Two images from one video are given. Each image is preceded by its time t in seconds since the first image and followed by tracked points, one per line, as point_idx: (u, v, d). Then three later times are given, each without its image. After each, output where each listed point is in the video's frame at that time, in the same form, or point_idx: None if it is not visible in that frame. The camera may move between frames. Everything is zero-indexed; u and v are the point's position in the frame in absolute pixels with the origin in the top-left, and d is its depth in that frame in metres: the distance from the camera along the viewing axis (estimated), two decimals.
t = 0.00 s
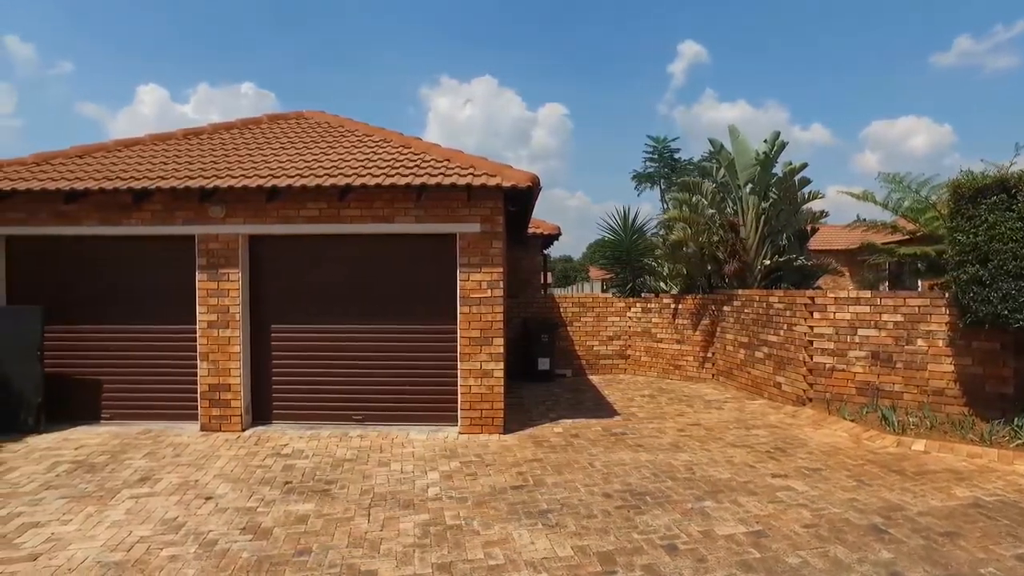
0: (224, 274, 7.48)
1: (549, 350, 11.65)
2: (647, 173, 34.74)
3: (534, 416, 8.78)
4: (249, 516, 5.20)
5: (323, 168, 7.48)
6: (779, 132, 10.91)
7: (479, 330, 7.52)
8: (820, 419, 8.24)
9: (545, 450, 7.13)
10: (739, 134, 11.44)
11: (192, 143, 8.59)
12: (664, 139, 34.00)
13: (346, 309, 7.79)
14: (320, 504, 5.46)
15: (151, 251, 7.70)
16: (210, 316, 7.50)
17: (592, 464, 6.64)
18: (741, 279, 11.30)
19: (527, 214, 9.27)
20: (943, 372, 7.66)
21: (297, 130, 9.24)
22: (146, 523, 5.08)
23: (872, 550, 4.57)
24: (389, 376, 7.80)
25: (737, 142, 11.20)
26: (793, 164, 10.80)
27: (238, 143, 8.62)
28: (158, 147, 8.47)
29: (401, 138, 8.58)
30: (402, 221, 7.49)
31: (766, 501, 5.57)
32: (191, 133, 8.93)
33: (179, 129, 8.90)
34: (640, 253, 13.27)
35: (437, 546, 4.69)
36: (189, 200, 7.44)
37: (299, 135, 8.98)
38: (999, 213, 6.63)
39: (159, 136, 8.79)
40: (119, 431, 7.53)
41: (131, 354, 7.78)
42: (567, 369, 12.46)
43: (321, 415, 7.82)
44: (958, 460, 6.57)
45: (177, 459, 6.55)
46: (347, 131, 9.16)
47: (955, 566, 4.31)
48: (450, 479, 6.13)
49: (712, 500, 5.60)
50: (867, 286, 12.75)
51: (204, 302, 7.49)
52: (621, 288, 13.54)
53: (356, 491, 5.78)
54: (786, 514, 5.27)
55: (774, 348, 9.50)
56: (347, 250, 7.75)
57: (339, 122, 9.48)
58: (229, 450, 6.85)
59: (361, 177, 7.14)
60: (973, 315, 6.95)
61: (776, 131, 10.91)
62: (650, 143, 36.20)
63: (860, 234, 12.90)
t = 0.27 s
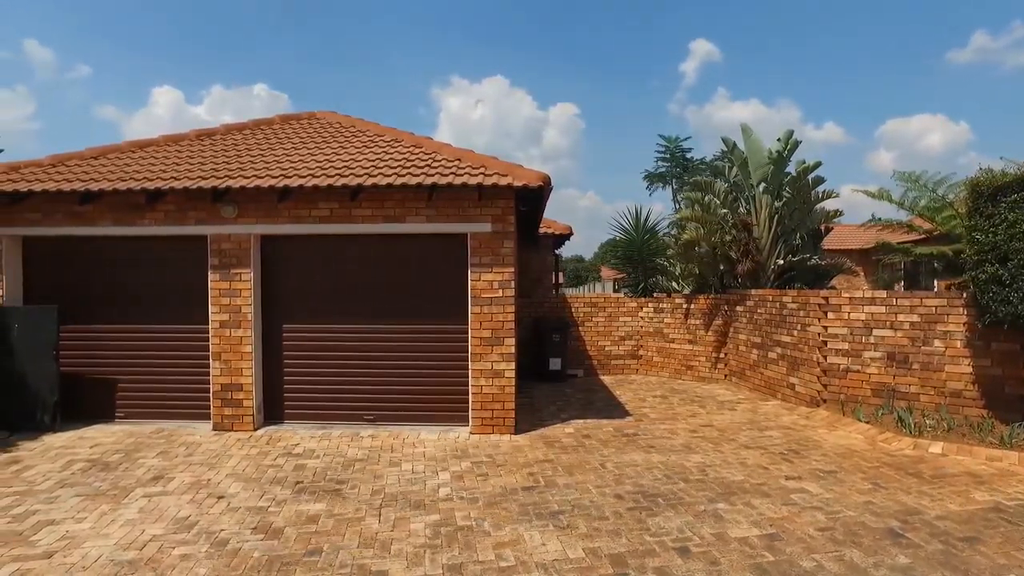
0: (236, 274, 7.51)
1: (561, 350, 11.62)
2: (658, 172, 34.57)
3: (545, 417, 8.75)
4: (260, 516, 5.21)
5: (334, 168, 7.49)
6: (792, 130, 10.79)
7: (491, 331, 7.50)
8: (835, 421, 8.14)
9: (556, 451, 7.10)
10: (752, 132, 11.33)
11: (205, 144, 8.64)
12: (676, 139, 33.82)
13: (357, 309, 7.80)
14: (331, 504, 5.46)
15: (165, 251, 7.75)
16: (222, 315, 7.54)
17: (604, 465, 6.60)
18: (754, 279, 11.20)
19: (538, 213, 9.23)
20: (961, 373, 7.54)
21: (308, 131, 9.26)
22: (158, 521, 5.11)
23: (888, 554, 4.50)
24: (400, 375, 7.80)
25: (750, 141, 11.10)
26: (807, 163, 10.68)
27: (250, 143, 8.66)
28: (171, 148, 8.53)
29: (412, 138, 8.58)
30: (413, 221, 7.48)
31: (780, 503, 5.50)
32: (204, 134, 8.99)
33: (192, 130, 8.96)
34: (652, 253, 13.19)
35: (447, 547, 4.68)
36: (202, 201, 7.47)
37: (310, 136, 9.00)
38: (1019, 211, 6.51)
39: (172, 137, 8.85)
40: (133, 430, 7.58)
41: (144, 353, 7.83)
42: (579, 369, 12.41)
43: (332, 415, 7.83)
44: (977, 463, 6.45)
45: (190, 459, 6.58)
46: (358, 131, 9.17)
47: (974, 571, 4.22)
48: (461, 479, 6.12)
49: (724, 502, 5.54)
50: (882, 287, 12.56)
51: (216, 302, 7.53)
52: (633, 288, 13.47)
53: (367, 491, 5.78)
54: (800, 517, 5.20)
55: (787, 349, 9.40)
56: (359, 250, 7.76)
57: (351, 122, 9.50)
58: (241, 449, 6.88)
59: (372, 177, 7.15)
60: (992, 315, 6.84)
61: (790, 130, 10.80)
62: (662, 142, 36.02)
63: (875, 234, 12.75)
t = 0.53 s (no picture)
0: (248, 274, 7.55)
1: (573, 350, 11.58)
2: (671, 172, 34.39)
3: (557, 417, 8.72)
4: (271, 515, 5.23)
5: (346, 169, 7.51)
6: (806, 129, 10.67)
7: (502, 331, 7.48)
8: (849, 423, 8.04)
9: (568, 451, 7.07)
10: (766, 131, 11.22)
11: (218, 145, 8.69)
12: (689, 138, 33.62)
13: (368, 309, 7.82)
14: (342, 504, 5.47)
15: (178, 251, 7.81)
16: (235, 315, 7.58)
17: (615, 466, 6.56)
18: (768, 279, 11.10)
19: (550, 213, 9.20)
20: (979, 375, 7.42)
21: (320, 131, 9.29)
22: (171, 520, 5.14)
23: (905, 559, 4.43)
24: (412, 375, 7.80)
25: (763, 140, 10.99)
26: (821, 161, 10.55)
27: (262, 144, 8.70)
28: (185, 149, 8.59)
29: (423, 138, 8.58)
30: (424, 221, 7.48)
31: (794, 506, 5.44)
32: (217, 135, 9.05)
33: (205, 131, 9.02)
34: (664, 252, 13.11)
35: (457, 548, 4.67)
36: (215, 201, 7.52)
37: (322, 136, 9.03)
38: None
39: (186, 138, 8.91)
40: (147, 429, 7.65)
41: (158, 352, 7.90)
42: (591, 369, 12.36)
43: (344, 414, 7.85)
44: (996, 466, 6.34)
45: (203, 458, 6.63)
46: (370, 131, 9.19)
47: None
48: (472, 480, 6.11)
49: (737, 504, 5.48)
50: (899, 288, 12.34)
51: (228, 302, 7.57)
52: (646, 289, 13.40)
53: (377, 491, 5.78)
54: (814, 520, 5.13)
55: (801, 349, 9.30)
56: (370, 250, 7.78)
57: (362, 122, 9.52)
58: (253, 449, 6.91)
59: (383, 177, 7.15)
60: (1013, 316, 6.75)
61: (804, 128, 10.68)
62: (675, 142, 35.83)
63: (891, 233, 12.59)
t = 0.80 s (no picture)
0: (262, 274, 7.60)
1: (585, 351, 11.55)
2: (684, 171, 34.21)
3: (569, 418, 8.69)
4: (283, 515, 5.26)
5: (358, 169, 7.54)
6: (821, 127, 10.56)
7: (514, 331, 7.47)
8: (864, 425, 7.94)
9: (580, 452, 7.04)
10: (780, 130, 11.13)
11: (232, 146, 8.76)
12: (702, 138, 33.40)
13: (381, 309, 7.84)
14: (354, 504, 5.48)
15: (193, 251, 7.88)
16: (248, 316, 7.63)
17: (627, 467, 6.53)
18: (781, 279, 11.01)
19: (562, 213, 9.18)
20: (998, 376, 7.30)
21: (332, 132, 9.34)
22: (185, 519, 5.19)
23: (921, 564, 4.36)
24: (425, 376, 7.82)
25: (777, 139, 10.89)
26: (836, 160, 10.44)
27: (275, 145, 8.76)
28: (199, 150, 8.67)
29: (435, 138, 8.60)
30: (436, 221, 7.49)
31: (807, 508, 5.38)
32: (231, 136, 9.12)
33: (219, 133, 9.10)
34: (677, 252, 13.04)
35: (469, 549, 4.67)
36: (228, 202, 7.58)
37: (334, 137, 9.08)
38: None
39: (200, 139, 9.00)
40: (162, 428, 7.72)
41: (173, 352, 7.97)
42: (603, 369, 12.32)
43: (356, 414, 7.89)
44: (1015, 470, 6.23)
45: (216, 457, 6.68)
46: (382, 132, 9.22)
47: None
48: (484, 481, 6.10)
49: (750, 506, 5.43)
50: (915, 289, 12.13)
51: (242, 302, 7.63)
52: (658, 289, 13.33)
53: (389, 491, 5.79)
54: (828, 523, 5.07)
55: (815, 350, 9.20)
56: (382, 251, 7.80)
57: (374, 123, 9.56)
58: (266, 449, 6.96)
59: (395, 178, 7.18)
60: None
61: (818, 127, 10.57)
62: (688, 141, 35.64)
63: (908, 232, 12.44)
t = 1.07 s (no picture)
0: (278, 274, 7.66)
1: (601, 351, 11.50)
2: (700, 170, 33.96)
3: (585, 418, 8.66)
4: (299, 513, 5.30)
5: (373, 169, 7.58)
6: (839, 126, 10.42)
7: (529, 331, 7.46)
8: (884, 426, 7.82)
9: (595, 453, 7.02)
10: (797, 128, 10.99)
11: (249, 148, 8.85)
12: (719, 136, 33.12)
13: (396, 309, 7.87)
14: (369, 503, 5.51)
15: (211, 252, 7.97)
16: (265, 315, 7.70)
17: (643, 468, 6.49)
18: (799, 279, 10.89)
19: (577, 213, 9.16)
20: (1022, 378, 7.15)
21: (348, 133, 9.39)
22: (203, 516, 5.25)
23: (942, 569, 4.28)
24: (441, 376, 7.84)
25: (794, 137, 10.77)
26: (855, 159, 10.30)
27: (292, 146, 8.83)
28: (217, 151, 8.77)
29: (450, 138, 8.61)
30: (452, 221, 7.51)
31: (825, 511, 5.30)
32: (248, 137, 9.21)
33: (236, 134, 9.19)
34: (693, 252, 12.95)
35: (483, 549, 4.67)
36: (245, 203, 7.66)
37: (350, 138, 9.14)
38: None
39: (218, 141, 9.10)
40: (181, 426, 7.82)
41: (192, 351, 8.07)
42: (619, 369, 12.26)
43: (372, 414, 7.93)
44: None
45: (234, 455, 6.75)
46: (397, 132, 9.26)
47: None
48: (498, 481, 6.10)
49: (766, 508, 5.37)
50: (937, 289, 11.85)
51: (259, 302, 7.70)
52: (675, 288, 13.24)
53: (404, 490, 5.81)
54: (847, 526, 5.00)
55: (833, 351, 9.08)
56: (398, 251, 7.83)
57: (390, 123, 9.60)
58: (282, 447, 7.02)
59: (410, 178, 7.20)
60: None
61: (836, 125, 10.43)
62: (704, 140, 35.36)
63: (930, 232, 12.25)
